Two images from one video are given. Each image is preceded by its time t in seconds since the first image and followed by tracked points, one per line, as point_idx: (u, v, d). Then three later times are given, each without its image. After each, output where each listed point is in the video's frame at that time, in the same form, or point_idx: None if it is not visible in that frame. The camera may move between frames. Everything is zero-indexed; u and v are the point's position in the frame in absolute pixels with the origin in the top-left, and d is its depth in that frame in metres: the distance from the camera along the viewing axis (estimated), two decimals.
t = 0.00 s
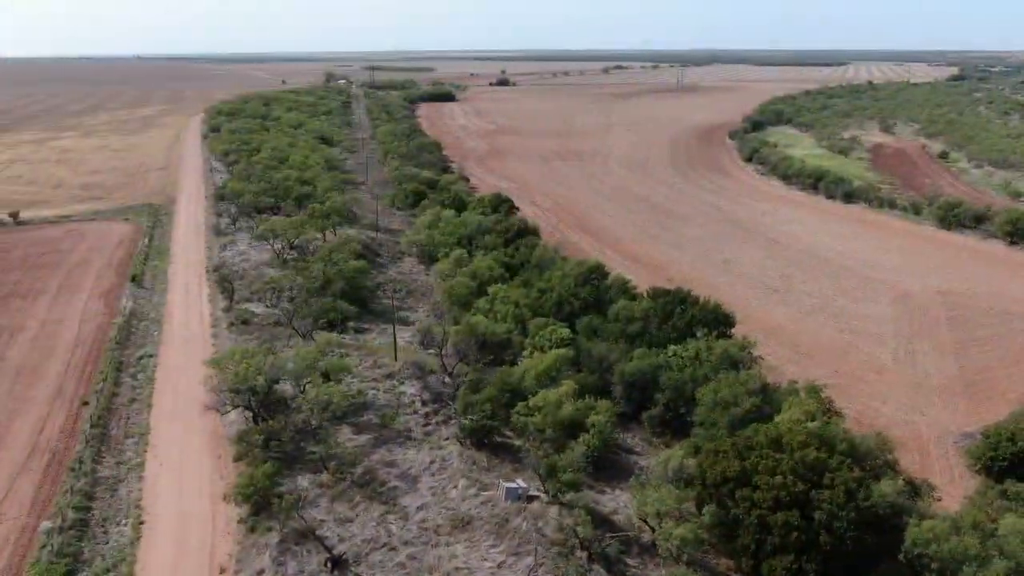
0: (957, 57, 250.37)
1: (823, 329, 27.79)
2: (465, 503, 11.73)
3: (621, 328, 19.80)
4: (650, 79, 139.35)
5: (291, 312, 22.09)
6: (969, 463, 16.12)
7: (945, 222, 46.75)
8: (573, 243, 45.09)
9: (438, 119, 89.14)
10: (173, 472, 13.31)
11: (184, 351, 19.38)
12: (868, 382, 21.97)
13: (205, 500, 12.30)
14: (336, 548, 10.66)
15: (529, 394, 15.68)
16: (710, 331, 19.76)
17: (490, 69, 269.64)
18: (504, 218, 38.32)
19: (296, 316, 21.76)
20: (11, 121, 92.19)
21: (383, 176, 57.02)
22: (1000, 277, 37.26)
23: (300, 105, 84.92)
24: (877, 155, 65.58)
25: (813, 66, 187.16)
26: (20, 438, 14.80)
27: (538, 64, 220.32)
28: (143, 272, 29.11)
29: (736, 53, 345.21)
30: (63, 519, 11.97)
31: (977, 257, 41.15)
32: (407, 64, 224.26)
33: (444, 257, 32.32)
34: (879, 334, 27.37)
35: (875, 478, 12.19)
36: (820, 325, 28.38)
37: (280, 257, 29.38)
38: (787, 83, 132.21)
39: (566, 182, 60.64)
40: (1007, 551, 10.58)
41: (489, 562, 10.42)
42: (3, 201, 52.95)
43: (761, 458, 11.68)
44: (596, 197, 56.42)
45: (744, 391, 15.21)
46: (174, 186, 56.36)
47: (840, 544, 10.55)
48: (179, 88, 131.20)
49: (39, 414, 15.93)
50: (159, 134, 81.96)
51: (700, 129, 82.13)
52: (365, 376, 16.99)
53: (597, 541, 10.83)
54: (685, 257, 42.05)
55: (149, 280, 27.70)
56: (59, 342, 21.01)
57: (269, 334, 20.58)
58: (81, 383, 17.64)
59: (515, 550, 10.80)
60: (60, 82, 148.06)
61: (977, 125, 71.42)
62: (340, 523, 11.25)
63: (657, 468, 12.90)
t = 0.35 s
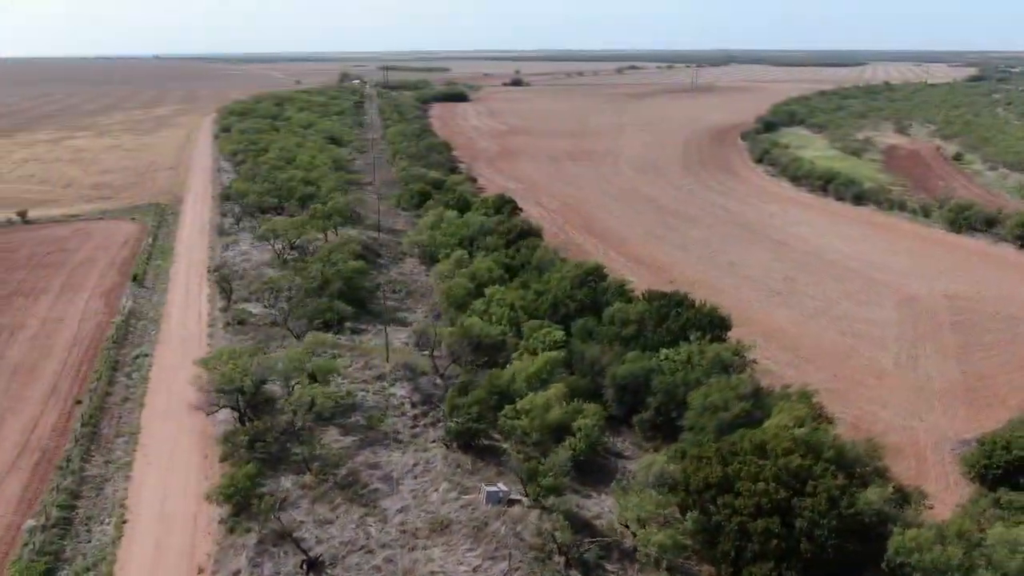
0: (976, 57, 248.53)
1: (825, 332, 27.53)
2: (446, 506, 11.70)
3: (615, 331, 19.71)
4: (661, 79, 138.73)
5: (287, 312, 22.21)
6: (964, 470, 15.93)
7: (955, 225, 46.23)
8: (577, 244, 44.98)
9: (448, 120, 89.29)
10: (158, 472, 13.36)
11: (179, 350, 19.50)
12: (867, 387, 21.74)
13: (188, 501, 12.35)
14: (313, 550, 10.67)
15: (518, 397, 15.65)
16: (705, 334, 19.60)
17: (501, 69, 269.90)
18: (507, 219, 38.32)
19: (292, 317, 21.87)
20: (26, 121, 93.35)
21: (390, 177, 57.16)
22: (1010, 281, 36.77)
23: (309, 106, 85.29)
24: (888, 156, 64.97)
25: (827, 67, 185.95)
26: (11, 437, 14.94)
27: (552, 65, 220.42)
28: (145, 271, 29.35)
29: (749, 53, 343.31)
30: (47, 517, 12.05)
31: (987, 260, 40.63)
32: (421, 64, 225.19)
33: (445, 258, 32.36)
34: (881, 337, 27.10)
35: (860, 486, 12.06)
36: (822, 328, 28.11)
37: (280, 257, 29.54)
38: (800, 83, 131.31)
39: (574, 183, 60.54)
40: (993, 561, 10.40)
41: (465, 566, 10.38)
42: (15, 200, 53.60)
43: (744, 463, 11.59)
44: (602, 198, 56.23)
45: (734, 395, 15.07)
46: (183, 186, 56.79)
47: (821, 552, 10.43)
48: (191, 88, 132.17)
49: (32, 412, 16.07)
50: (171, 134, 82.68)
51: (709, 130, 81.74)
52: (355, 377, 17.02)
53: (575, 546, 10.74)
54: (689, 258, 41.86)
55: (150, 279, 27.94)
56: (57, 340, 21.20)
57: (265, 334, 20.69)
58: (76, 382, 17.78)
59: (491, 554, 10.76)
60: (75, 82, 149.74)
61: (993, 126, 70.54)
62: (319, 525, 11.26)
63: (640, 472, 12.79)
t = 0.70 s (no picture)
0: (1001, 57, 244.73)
1: (830, 336, 27.23)
2: (429, 508, 11.70)
3: (613, 333, 19.64)
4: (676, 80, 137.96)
5: (287, 312, 22.35)
6: (963, 479, 15.69)
7: (970, 228, 45.57)
8: (585, 245, 44.85)
9: (461, 120, 89.42)
10: (148, 470, 13.47)
11: (178, 349, 19.68)
12: (870, 393, 21.47)
13: (175, 499, 12.43)
14: (294, 550, 10.70)
15: (510, 399, 15.64)
16: (703, 338, 19.45)
17: (516, 69, 269.19)
18: (514, 220, 38.27)
19: (292, 317, 22.00)
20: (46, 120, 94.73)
21: (401, 177, 57.34)
22: None
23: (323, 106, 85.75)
24: (903, 158, 64.19)
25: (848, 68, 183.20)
26: (9, 433, 15.15)
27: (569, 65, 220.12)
28: (152, 270, 29.66)
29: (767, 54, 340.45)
30: (37, 514, 12.18)
31: (1002, 264, 39.98)
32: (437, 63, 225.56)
33: (449, 258, 32.43)
34: (887, 342, 26.76)
35: (849, 494, 11.91)
36: (828, 332, 27.80)
37: (285, 257, 29.72)
38: (817, 84, 130.13)
39: (585, 184, 60.40)
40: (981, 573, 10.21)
41: (444, 569, 10.35)
42: (31, 198, 54.41)
43: (730, 470, 11.51)
44: (611, 199, 56.03)
45: (726, 400, 14.96)
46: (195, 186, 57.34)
47: (804, 561, 10.28)
48: (208, 88, 133.49)
49: (31, 409, 16.29)
50: (186, 134, 83.56)
51: (723, 131, 81.22)
52: (350, 377, 17.08)
53: (556, 549, 10.73)
54: (697, 260, 41.61)
55: (156, 278, 28.24)
56: (61, 338, 21.48)
57: (264, 333, 20.81)
58: (76, 379, 18.02)
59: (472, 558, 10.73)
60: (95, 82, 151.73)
61: (1015, 128, 69.40)
62: (303, 525, 11.29)
63: (626, 476, 12.70)
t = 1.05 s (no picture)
0: None
1: (836, 341, 26.91)
2: (413, 510, 11.70)
3: (611, 336, 19.55)
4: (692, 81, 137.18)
5: (287, 311, 22.47)
6: (961, 487, 15.44)
7: (985, 231, 44.91)
8: (593, 247, 44.69)
9: (474, 120, 89.51)
10: (138, 467, 13.58)
11: (178, 348, 19.87)
12: (872, 399, 21.20)
13: (163, 497, 12.54)
14: (276, 550, 10.73)
15: (502, 400, 15.59)
16: (700, 342, 19.31)
17: (532, 69, 269.42)
18: (520, 222, 38.23)
19: (292, 317, 22.14)
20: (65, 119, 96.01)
21: (412, 177, 57.48)
22: None
23: (335, 106, 86.20)
24: (919, 160, 63.36)
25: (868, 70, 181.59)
26: (7, 430, 15.36)
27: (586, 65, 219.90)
28: (158, 269, 29.97)
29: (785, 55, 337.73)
30: (27, 510, 12.32)
31: (1018, 269, 39.34)
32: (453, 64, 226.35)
33: (453, 259, 32.49)
34: (894, 346, 26.43)
35: (837, 501, 11.76)
36: (834, 336, 27.48)
37: (290, 256, 29.94)
38: (835, 85, 128.72)
39: (595, 184, 60.21)
40: None
41: (423, 571, 10.32)
42: (46, 197, 55.19)
43: (715, 475, 11.40)
44: (621, 200, 55.81)
45: (718, 405, 14.82)
46: (207, 185, 57.85)
47: (786, 569, 10.17)
48: (225, 88, 134.72)
49: (30, 406, 16.51)
50: (202, 133, 84.39)
51: (736, 132, 80.65)
52: (344, 378, 17.15)
53: (537, 553, 10.62)
54: (705, 262, 41.36)
55: (162, 277, 28.52)
56: (64, 335, 21.75)
57: (263, 332, 20.93)
58: (76, 376, 18.24)
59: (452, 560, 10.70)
60: (114, 81, 153.71)
61: None
62: (286, 525, 11.33)
63: (612, 480, 12.58)
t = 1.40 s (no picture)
0: None
1: (840, 346, 26.59)
2: (397, 512, 11.72)
3: (608, 339, 19.47)
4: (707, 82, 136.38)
5: (287, 311, 22.54)
6: (957, 497, 15.19)
7: (1000, 236, 44.22)
8: (600, 249, 44.54)
9: (486, 120, 89.64)
10: (131, 465, 13.71)
11: (178, 348, 20.04)
12: (873, 406, 20.94)
13: (152, 496, 12.64)
14: (258, 550, 10.77)
15: (494, 402, 15.57)
16: (698, 346, 19.19)
17: (548, 68, 268.79)
18: (526, 223, 38.18)
19: (291, 317, 22.18)
20: (83, 118, 97.32)
21: (422, 179, 57.68)
22: None
23: (348, 106, 86.60)
24: (935, 163, 62.51)
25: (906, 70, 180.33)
26: (6, 426, 15.58)
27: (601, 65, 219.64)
28: (164, 268, 30.24)
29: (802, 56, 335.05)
30: (19, 506, 12.48)
31: None
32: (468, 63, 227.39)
33: (457, 260, 32.53)
34: (900, 352, 26.07)
35: (825, 510, 11.62)
36: (839, 341, 27.17)
37: (294, 256, 30.16)
38: (853, 86, 127.27)
39: (606, 186, 60.08)
40: None
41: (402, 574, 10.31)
42: (61, 195, 55.99)
43: (701, 481, 11.32)
44: (630, 203, 55.61)
45: (710, 410, 14.69)
46: (218, 185, 58.38)
47: None
48: (240, 87, 135.85)
49: (30, 403, 16.73)
50: (216, 133, 85.22)
51: (749, 133, 80.03)
52: (339, 378, 17.22)
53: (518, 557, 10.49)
54: (713, 265, 41.09)
55: (167, 276, 28.80)
56: (69, 333, 22.04)
57: (261, 331, 21.06)
58: (77, 374, 18.47)
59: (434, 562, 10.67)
60: (133, 81, 155.77)
61: None
62: (270, 525, 11.37)
63: (598, 484, 12.51)
